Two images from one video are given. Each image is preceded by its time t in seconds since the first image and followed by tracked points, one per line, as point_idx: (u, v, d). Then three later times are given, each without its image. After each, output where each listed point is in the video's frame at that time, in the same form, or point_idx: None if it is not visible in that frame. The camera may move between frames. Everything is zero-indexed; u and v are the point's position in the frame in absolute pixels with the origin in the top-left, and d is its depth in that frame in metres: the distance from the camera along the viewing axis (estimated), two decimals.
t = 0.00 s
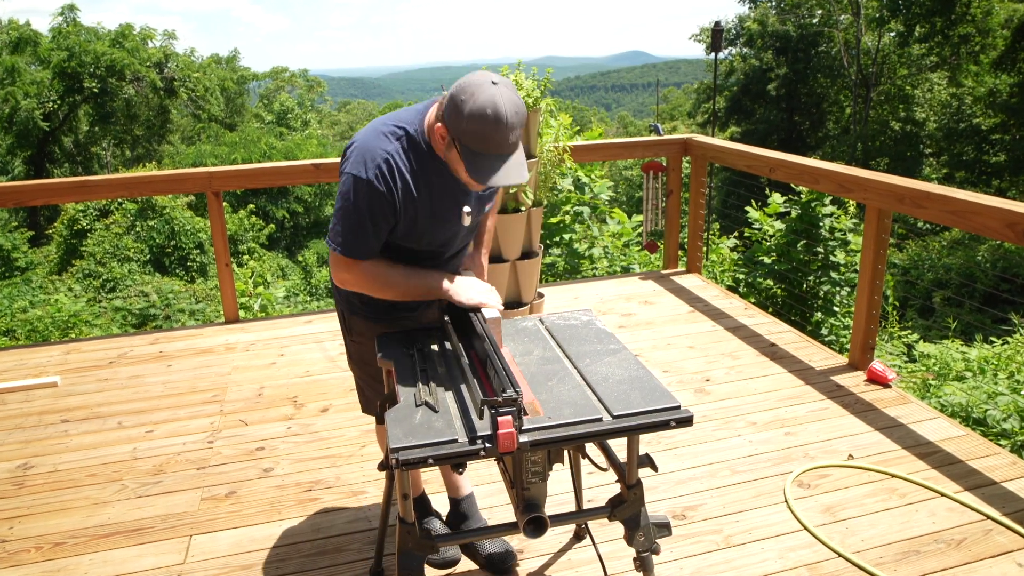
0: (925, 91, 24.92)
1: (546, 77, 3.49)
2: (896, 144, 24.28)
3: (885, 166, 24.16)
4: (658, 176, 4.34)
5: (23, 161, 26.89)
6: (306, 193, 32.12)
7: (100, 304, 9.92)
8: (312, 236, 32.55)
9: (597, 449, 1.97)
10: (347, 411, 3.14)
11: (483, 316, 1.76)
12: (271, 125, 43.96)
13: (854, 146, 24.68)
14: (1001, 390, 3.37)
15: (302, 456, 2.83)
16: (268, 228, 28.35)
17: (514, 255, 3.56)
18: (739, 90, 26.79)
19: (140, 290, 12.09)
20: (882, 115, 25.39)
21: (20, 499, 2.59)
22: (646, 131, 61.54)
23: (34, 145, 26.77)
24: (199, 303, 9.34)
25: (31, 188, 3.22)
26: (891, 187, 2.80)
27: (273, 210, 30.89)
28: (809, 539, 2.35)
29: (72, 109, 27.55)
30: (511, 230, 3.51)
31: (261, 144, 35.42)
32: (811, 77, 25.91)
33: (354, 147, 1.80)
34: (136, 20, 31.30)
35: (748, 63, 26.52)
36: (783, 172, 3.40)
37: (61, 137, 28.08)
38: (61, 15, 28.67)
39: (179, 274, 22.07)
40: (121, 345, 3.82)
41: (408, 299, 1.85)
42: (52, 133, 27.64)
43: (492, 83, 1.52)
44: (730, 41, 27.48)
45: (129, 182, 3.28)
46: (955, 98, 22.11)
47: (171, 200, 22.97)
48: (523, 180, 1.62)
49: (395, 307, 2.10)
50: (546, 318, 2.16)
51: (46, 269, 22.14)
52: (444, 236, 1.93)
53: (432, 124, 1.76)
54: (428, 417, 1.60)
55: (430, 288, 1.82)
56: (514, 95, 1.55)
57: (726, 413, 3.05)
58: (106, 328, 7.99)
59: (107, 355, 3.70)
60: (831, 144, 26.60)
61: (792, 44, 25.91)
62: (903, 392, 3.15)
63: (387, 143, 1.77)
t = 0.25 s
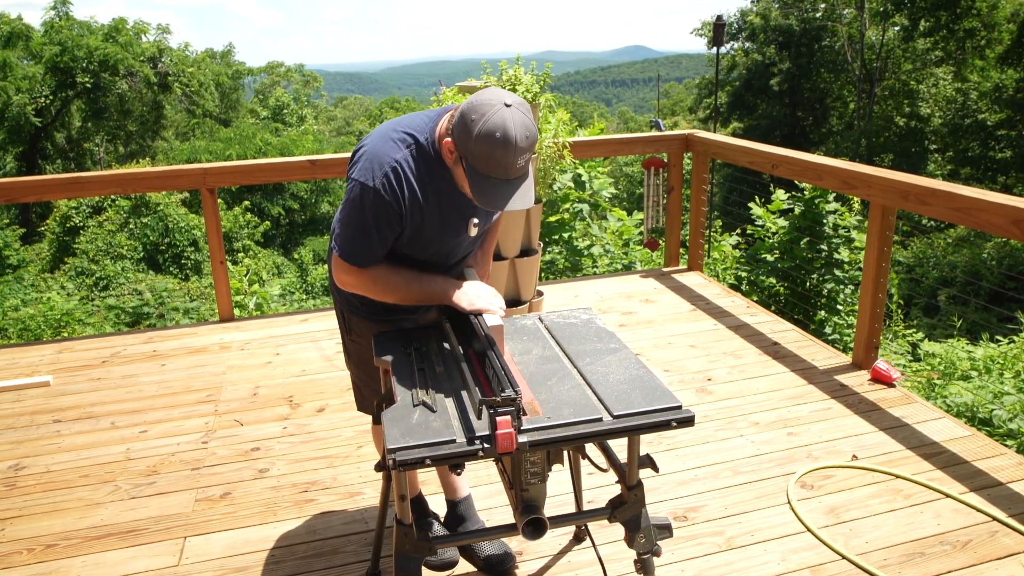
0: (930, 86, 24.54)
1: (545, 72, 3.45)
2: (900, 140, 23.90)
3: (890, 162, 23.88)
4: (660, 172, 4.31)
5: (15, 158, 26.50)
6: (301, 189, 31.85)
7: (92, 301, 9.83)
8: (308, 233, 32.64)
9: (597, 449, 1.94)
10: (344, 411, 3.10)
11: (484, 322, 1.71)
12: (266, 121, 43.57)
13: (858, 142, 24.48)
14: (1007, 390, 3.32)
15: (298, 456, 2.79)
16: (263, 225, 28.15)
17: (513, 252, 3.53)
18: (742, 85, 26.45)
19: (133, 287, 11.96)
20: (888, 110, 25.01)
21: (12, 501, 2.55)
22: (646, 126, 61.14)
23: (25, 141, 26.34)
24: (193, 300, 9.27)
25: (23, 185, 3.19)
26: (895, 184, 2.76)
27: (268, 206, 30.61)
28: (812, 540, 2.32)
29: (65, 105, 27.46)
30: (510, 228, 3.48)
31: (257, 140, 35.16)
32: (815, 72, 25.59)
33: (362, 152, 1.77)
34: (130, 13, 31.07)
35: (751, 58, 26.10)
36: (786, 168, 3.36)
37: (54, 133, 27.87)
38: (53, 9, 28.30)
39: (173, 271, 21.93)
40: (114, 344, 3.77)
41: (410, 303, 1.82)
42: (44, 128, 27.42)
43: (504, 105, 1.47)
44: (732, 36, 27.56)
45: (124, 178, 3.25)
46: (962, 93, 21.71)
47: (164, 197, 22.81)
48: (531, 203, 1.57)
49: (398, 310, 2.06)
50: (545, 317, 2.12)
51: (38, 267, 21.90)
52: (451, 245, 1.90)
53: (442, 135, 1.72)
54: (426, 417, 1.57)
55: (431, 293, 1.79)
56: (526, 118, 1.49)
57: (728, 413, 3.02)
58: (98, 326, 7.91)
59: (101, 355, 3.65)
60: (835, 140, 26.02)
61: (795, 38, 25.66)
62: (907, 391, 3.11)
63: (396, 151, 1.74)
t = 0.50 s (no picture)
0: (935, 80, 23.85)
1: (546, 67, 3.39)
2: (905, 135, 23.36)
3: (895, 157, 23.72)
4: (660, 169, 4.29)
5: (8, 152, 26.24)
6: (296, 185, 31.57)
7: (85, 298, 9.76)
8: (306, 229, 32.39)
9: (597, 450, 1.90)
10: (340, 410, 3.06)
11: (482, 321, 1.67)
12: (261, 114, 42.97)
13: (862, 137, 24.29)
14: (1014, 389, 3.28)
15: (294, 456, 2.75)
16: (258, 222, 27.94)
17: (512, 249, 3.49)
18: (744, 80, 26.90)
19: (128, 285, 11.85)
20: (891, 105, 24.77)
21: (3, 502, 2.52)
22: (647, 120, 60.71)
23: (18, 136, 26.05)
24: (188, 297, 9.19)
25: (16, 180, 3.17)
26: (900, 178, 2.72)
27: (263, 203, 30.30)
28: (815, 542, 2.28)
29: (57, 100, 26.98)
30: (510, 224, 3.45)
31: (252, 135, 34.83)
32: (817, 67, 25.69)
33: (355, 141, 1.74)
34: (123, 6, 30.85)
35: (753, 53, 26.53)
36: (789, 164, 3.32)
37: (46, 128, 27.42)
38: (44, 4, 28.20)
39: (167, 268, 21.69)
40: (107, 342, 3.73)
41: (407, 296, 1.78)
42: (36, 124, 27.02)
43: (494, 86, 1.49)
44: (735, 29, 27.80)
45: (117, 174, 3.23)
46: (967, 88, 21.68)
47: (158, 195, 22.73)
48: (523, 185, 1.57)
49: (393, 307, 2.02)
50: (544, 314, 2.08)
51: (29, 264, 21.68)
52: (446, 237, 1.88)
53: (435, 121, 1.70)
54: (424, 416, 1.53)
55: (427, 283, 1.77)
56: (517, 100, 1.51)
57: (731, 412, 2.98)
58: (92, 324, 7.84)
59: (94, 353, 3.61)
60: (838, 135, 26.22)
61: (798, 32, 25.83)
62: (912, 390, 3.07)
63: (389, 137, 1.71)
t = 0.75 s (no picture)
0: (941, 75, 24.13)
1: (544, 62, 3.37)
2: (910, 131, 23.53)
3: (899, 153, 23.53)
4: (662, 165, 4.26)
5: None
6: (292, 181, 31.28)
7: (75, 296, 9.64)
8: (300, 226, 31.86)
9: (597, 450, 1.87)
10: (336, 410, 3.02)
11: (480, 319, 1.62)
12: (256, 110, 42.63)
13: (866, 134, 24.09)
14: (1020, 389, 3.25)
15: (290, 457, 2.72)
16: (254, 218, 27.67)
17: (510, 247, 3.46)
18: (746, 75, 26.20)
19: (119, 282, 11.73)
20: (897, 100, 24.66)
21: None
22: (648, 116, 60.33)
23: (9, 133, 25.81)
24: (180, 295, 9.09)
25: (8, 177, 3.13)
26: (905, 175, 2.68)
27: (258, 200, 29.83)
28: (819, 544, 2.24)
29: (49, 95, 26.66)
30: (507, 221, 3.41)
31: (246, 131, 34.52)
32: (821, 61, 25.15)
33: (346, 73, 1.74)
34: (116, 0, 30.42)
35: (756, 47, 25.79)
36: (792, 160, 3.28)
37: (38, 124, 26.97)
38: None
39: (161, 266, 21.43)
40: (100, 341, 3.68)
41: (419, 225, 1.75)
42: (28, 119, 26.65)
43: None
44: (737, 24, 27.40)
45: (109, 171, 3.20)
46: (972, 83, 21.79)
47: (151, 190, 22.40)
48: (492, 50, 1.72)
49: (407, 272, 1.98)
50: (543, 313, 2.04)
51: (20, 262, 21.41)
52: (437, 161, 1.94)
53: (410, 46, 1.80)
54: (421, 417, 1.49)
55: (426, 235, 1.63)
56: None
57: (733, 412, 2.94)
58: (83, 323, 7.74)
59: (86, 352, 3.57)
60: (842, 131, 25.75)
61: (802, 26, 25.18)
62: (917, 390, 3.03)
63: (378, 61, 1.74)
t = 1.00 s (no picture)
0: (946, 70, 23.84)
1: (544, 54, 3.32)
2: (915, 127, 23.32)
3: (904, 149, 23.34)
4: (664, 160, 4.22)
5: None
6: (289, 177, 30.98)
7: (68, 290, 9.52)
8: (296, 223, 31.40)
9: (598, 450, 1.83)
10: (333, 409, 2.97)
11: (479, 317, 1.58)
12: (252, 104, 42.37)
13: (870, 129, 23.88)
14: None
15: (286, 457, 2.68)
16: (249, 215, 27.40)
17: (509, 244, 3.42)
18: (749, 69, 25.67)
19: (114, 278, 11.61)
20: (901, 95, 24.48)
21: None
22: (650, 112, 59.92)
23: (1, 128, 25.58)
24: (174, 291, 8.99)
25: None
26: (910, 171, 2.65)
27: (253, 196, 29.39)
28: (822, 545, 2.21)
29: (41, 89, 26.45)
30: (506, 216, 3.37)
31: (242, 126, 34.23)
32: (825, 55, 24.79)
33: (335, 67, 1.68)
34: None
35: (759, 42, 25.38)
36: (795, 156, 3.25)
37: (30, 119, 26.96)
38: None
39: (155, 263, 21.16)
40: (93, 340, 3.64)
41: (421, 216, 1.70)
42: (19, 114, 26.29)
43: None
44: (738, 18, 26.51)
45: (103, 166, 3.17)
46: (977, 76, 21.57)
47: (144, 185, 22.17)
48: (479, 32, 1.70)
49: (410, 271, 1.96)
50: (543, 310, 2.00)
51: (12, 258, 21.18)
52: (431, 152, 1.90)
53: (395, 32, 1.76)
54: (418, 416, 1.46)
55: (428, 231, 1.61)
56: None
57: (735, 411, 2.90)
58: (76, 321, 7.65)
59: (79, 350, 3.52)
60: (846, 126, 25.39)
61: (805, 20, 24.79)
62: (921, 389, 2.99)
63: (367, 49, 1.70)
